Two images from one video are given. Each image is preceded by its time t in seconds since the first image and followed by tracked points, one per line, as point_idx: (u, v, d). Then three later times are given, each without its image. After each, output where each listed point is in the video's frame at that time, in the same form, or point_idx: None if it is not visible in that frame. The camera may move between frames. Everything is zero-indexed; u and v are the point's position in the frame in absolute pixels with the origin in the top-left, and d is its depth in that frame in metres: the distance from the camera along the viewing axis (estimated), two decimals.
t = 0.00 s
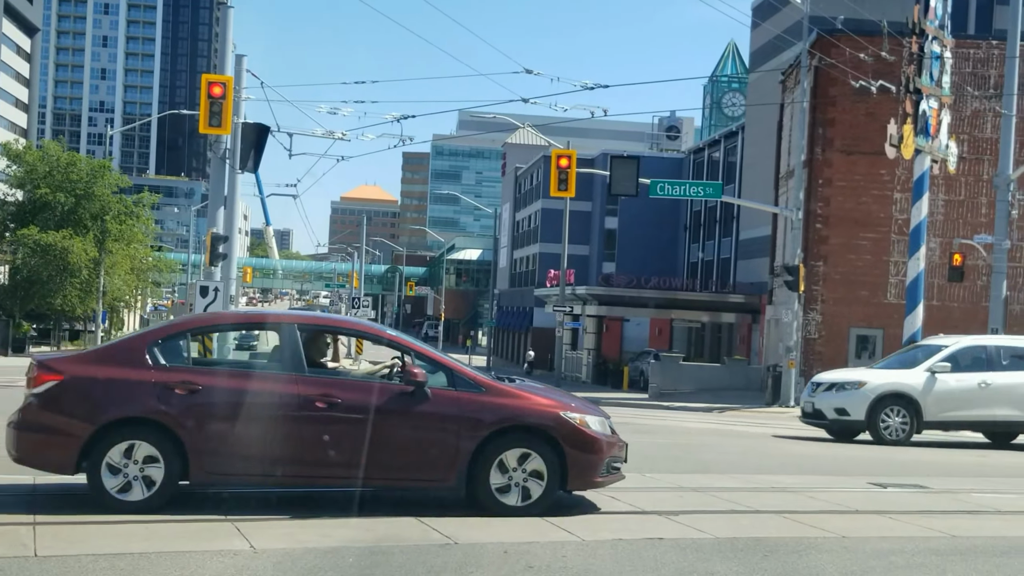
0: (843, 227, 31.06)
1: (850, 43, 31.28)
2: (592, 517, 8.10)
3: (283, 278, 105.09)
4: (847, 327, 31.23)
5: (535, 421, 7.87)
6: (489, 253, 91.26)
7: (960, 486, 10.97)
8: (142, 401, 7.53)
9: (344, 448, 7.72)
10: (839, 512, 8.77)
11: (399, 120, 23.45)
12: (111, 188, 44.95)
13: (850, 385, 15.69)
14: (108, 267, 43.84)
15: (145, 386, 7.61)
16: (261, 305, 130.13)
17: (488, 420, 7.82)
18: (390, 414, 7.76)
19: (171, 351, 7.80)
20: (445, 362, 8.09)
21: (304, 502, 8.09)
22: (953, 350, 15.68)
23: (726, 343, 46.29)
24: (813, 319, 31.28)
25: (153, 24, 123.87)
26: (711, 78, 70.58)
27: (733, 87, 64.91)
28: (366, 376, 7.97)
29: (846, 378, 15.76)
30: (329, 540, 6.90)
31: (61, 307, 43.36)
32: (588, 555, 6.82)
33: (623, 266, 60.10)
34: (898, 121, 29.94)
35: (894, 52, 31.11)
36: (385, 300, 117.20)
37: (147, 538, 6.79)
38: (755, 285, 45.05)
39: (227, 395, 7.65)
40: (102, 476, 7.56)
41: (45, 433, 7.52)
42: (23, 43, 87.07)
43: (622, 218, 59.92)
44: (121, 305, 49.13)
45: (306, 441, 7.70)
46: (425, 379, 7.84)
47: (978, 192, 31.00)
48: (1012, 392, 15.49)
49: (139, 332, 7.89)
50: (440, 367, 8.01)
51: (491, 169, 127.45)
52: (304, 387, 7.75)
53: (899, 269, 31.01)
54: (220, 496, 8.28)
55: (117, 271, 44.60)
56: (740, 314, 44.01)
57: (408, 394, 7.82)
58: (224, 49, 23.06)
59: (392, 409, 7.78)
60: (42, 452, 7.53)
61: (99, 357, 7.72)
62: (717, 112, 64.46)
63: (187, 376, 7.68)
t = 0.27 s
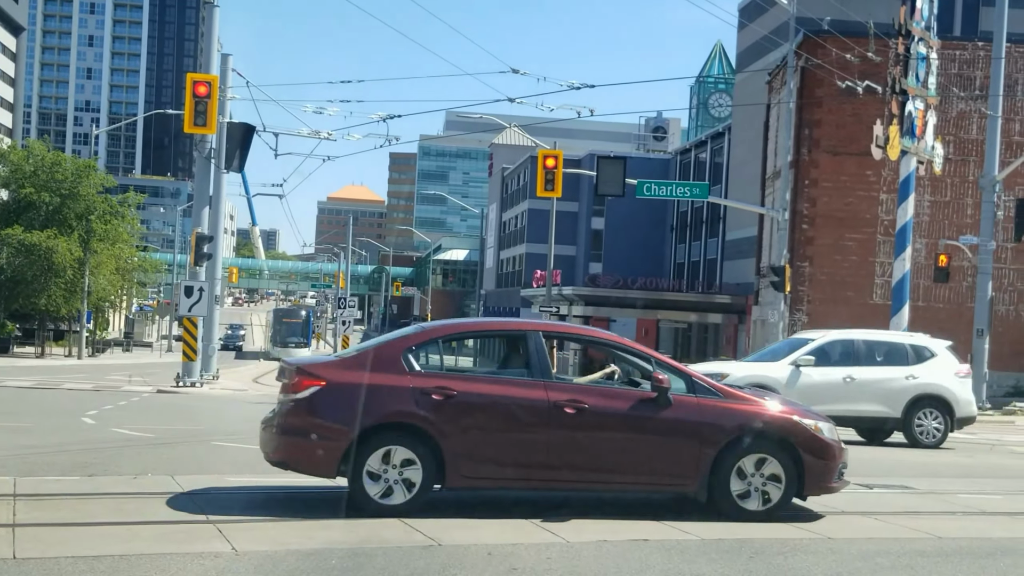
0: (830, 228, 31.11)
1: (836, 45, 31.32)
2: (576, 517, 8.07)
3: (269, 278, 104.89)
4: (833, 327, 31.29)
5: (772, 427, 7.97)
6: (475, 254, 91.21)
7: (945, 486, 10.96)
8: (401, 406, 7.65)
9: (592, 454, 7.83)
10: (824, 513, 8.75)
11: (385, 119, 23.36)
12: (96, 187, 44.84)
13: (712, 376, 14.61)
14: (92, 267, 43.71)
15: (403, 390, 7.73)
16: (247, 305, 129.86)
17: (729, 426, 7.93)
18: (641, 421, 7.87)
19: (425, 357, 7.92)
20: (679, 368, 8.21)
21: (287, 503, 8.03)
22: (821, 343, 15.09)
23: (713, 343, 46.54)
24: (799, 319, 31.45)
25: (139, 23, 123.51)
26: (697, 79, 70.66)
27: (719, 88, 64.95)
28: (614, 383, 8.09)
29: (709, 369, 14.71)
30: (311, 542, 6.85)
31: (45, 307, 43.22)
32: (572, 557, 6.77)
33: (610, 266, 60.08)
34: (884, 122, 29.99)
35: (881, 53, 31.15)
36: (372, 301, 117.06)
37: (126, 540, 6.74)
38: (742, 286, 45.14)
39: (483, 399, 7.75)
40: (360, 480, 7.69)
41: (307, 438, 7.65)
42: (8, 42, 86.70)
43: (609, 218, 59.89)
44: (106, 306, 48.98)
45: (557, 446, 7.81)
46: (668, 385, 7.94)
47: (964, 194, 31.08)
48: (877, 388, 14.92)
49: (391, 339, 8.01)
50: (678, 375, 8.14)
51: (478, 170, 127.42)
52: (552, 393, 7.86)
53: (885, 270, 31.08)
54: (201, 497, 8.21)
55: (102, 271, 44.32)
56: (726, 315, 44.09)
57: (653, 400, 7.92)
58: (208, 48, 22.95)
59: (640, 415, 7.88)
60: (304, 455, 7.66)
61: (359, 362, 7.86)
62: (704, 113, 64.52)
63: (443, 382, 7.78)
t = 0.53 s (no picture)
0: (826, 227, 31.13)
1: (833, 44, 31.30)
2: (573, 517, 8.05)
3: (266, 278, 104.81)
4: (830, 326, 31.29)
5: (1023, 437, 7.92)
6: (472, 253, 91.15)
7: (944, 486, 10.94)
8: (662, 413, 7.69)
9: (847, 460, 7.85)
10: (822, 513, 8.73)
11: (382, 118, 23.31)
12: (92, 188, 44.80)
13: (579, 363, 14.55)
14: (88, 267, 43.65)
15: (665, 399, 7.76)
16: (244, 305, 129.78)
17: (982, 436, 7.90)
18: (892, 427, 7.88)
19: (682, 365, 7.96)
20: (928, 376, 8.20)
21: (281, 503, 8.01)
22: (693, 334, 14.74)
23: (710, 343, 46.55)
24: (796, 318, 31.46)
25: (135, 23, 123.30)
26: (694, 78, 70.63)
27: (715, 88, 64.96)
28: (855, 389, 8.04)
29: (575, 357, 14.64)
30: (306, 542, 6.83)
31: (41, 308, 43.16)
32: (569, 557, 6.75)
33: (606, 266, 60.04)
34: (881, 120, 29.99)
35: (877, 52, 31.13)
36: (369, 301, 116.97)
37: (121, 541, 6.72)
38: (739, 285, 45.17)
39: (743, 405, 7.79)
40: (626, 485, 7.78)
41: (570, 442, 7.73)
42: (4, 42, 86.55)
43: (605, 218, 59.82)
44: (102, 306, 48.92)
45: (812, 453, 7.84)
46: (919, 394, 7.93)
47: (960, 193, 31.10)
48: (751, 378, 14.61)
49: (644, 347, 8.06)
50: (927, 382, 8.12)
51: (475, 169, 127.38)
52: (808, 401, 7.88)
53: (882, 269, 31.09)
54: (198, 497, 8.19)
55: (99, 271, 44.00)
56: (724, 314, 44.14)
57: (905, 409, 7.92)
58: (204, 47, 22.90)
59: (894, 425, 7.89)
60: (567, 459, 7.74)
61: (619, 369, 7.90)
62: (701, 112, 64.50)
63: (703, 389, 7.82)
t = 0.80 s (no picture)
0: (824, 229, 31.14)
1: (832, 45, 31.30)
2: (571, 519, 8.02)
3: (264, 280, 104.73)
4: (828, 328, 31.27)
5: None
6: (470, 255, 91.11)
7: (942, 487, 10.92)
8: (928, 424, 7.92)
9: None
10: (820, 515, 8.70)
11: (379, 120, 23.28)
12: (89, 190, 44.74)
13: (439, 367, 14.39)
14: (86, 269, 43.59)
15: (924, 409, 7.97)
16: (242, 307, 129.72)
17: None
18: None
19: (941, 375, 8.14)
20: None
21: (277, 506, 7.98)
22: (559, 329, 14.62)
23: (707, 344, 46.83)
24: (794, 320, 31.47)
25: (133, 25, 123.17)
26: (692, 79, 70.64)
27: (713, 89, 64.99)
28: None
29: (436, 360, 14.48)
30: (303, 546, 6.80)
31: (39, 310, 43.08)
32: (567, 560, 6.72)
33: (605, 267, 60.02)
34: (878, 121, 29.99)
35: (875, 53, 31.12)
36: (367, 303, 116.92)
37: (117, 544, 6.69)
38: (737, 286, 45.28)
39: (998, 414, 7.97)
40: (888, 492, 8.06)
41: (829, 452, 8.04)
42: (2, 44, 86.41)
43: (604, 219, 59.81)
44: (100, 308, 48.83)
45: None
46: None
47: (958, 194, 31.11)
48: (615, 374, 14.50)
49: (901, 357, 8.25)
50: None
51: (473, 171, 127.39)
52: None
53: (880, 271, 31.08)
54: (194, 499, 8.17)
55: (96, 273, 44.08)
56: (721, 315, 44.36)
57: None
58: (201, 49, 22.88)
59: None
60: (829, 466, 8.06)
61: (878, 380, 8.13)
62: (698, 113, 64.51)
63: (960, 401, 8.01)
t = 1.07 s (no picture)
0: (823, 229, 31.14)
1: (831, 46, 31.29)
2: (570, 519, 8.00)
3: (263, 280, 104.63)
4: (827, 329, 31.25)
5: None
6: (469, 256, 91.05)
7: (941, 488, 10.90)
8: None
9: None
10: (819, 515, 8.68)
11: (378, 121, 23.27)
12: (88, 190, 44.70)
13: (291, 360, 14.39)
14: (84, 270, 43.52)
15: None
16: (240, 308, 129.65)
17: None
18: None
19: None
20: None
21: (275, 506, 7.96)
22: (417, 323, 14.69)
23: (706, 344, 46.88)
24: (793, 321, 31.37)
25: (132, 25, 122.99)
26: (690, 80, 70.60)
27: (712, 90, 65.03)
28: None
29: (288, 353, 14.49)
30: (300, 546, 6.78)
31: (37, 311, 42.98)
32: (565, 560, 6.70)
33: (604, 268, 60.02)
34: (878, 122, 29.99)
35: (874, 53, 31.15)
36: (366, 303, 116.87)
37: (115, 545, 6.68)
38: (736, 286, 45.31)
39: None
40: None
41: None
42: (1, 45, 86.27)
43: (603, 220, 59.82)
44: (98, 309, 48.73)
45: None
46: None
47: (957, 194, 31.11)
48: (475, 370, 14.55)
49: None
50: None
51: (472, 171, 127.34)
52: None
53: (879, 271, 31.06)
54: (191, 500, 8.14)
55: (94, 274, 44.00)
56: (721, 315, 44.35)
57: None
58: (200, 49, 22.86)
59: None
60: None
61: None
62: (697, 113, 64.48)
63: None
